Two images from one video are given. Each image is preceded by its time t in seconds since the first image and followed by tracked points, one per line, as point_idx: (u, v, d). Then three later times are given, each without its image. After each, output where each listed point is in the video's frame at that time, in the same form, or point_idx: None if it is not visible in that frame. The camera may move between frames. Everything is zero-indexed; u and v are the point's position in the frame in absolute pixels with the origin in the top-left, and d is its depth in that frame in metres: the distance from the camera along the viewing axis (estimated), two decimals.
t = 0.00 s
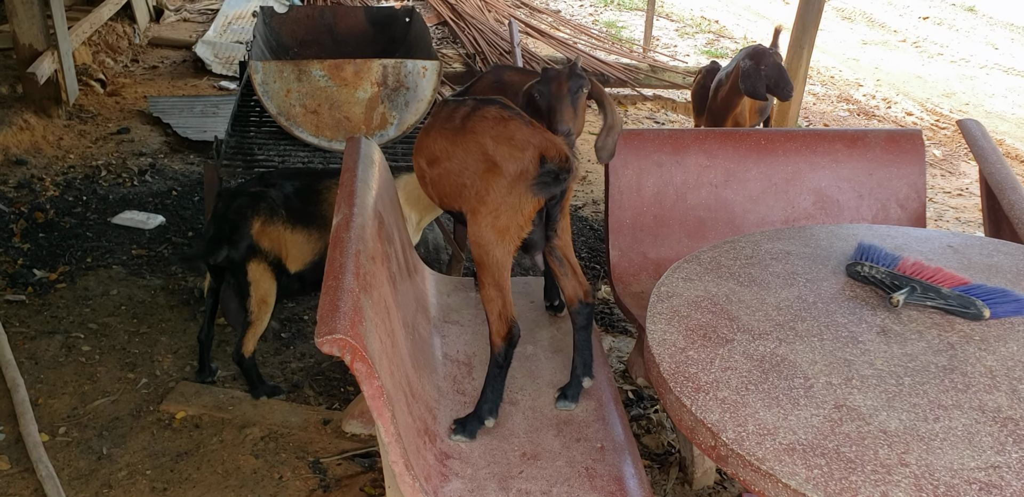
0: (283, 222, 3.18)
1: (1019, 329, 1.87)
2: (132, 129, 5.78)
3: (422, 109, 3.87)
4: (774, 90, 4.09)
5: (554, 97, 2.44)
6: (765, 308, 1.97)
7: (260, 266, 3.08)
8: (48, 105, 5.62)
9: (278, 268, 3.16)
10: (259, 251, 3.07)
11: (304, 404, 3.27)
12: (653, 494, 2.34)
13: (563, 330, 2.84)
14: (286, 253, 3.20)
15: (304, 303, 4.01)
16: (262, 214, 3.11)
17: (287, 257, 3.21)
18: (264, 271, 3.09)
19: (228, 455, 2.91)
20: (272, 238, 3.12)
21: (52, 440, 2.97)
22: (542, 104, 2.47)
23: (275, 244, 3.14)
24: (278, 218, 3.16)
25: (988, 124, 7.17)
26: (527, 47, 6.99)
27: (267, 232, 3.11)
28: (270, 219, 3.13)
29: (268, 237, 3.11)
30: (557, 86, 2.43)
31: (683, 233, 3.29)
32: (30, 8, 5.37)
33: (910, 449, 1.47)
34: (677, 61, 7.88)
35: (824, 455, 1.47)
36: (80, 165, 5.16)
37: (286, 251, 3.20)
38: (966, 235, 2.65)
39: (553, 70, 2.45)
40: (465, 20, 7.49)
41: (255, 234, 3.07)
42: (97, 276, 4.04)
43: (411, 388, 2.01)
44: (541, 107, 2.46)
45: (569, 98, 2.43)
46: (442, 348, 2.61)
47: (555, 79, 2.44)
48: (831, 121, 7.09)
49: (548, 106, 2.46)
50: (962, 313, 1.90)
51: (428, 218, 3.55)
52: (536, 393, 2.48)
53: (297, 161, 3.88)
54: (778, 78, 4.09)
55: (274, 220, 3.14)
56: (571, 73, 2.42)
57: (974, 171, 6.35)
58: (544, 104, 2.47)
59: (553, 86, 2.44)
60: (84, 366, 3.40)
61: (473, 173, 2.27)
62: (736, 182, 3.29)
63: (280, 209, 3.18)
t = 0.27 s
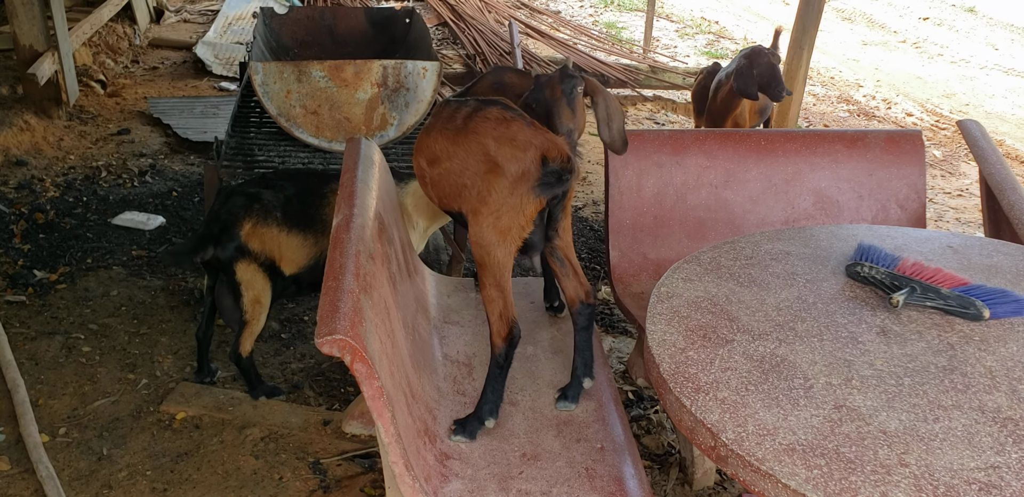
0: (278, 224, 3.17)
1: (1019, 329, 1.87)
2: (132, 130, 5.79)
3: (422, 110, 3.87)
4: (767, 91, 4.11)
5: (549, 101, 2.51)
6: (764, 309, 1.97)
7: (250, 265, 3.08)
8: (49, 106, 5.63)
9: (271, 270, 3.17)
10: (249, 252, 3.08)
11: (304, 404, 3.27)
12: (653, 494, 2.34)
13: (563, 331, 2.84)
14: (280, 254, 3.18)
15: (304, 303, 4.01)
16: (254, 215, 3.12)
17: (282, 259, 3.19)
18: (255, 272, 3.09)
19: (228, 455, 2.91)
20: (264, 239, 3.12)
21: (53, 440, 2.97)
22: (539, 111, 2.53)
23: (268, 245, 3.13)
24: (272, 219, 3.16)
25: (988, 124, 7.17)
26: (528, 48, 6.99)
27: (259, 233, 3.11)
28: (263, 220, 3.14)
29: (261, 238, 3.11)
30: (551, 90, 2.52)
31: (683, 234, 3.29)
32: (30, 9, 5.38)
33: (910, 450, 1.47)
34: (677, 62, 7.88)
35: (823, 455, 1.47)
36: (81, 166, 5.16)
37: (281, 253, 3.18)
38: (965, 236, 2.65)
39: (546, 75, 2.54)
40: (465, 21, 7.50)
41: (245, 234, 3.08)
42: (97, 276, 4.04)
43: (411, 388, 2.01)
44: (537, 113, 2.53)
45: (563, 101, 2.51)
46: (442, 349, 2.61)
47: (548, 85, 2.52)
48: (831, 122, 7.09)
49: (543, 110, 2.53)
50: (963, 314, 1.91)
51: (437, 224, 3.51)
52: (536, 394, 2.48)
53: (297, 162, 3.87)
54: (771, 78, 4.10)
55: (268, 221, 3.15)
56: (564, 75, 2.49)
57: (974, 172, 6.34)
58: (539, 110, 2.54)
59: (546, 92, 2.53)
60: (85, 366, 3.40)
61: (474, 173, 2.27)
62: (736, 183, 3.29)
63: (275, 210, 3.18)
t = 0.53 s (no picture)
0: (278, 228, 3.16)
1: (1019, 330, 1.87)
2: (133, 131, 5.79)
3: (422, 111, 3.87)
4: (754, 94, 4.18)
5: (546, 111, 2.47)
6: (764, 309, 1.97)
7: (248, 268, 3.09)
8: (49, 108, 5.63)
9: (271, 274, 3.17)
10: (247, 254, 3.07)
11: (304, 405, 3.27)
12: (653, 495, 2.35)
13: (563, 332, 2.84)
14: (281, 257, 3.18)
15: (305, 304, 4.02)
16: (255, 218, 3.11)
17: (282, 262, 3.19)
18: (254, 274, 3.10)
19: (228, 456, 2.92)
20: (264, 242, 3.12)
21: (53, 441, 2.98)
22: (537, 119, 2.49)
23: (268, 248, 3.13)
24: (272, 222, 3.14)
25: (988, 125, 7.18)
26: (528, 48, 7.00)
27: (259, 236, 3.10)
28: (264, 223, 3.13)
29: (261, 241, 3.11)
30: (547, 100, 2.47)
31: (683, 234, 3.29)
32: (31, 11, 5.38)
33: (910, 450, 1.48)
34: (678, 63, 7.89)
35: (823, 456, 1.47)
36: (81, 168, 5.17)
37: (281, 256, 3.18)
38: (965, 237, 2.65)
39: (540, 87, 2.49)
40: (465, 22, 7.50)
41: (244, 237, 3.07)
42: (98, 277, 4.05)
43: (411, 389, 2.01)
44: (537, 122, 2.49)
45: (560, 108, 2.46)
46: (442, 349, 2.61)
47: (543, 95, 2.48)
48: (831, 123, 7.10)
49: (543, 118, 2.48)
50: (962, 314, 1.91)
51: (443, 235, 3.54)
52: (536, 395, 2.49)
53: (296, 163, 3.84)
54: (756, 81, 4.18)
55: (268, 223, 3.13)
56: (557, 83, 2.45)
57: (974, 173, 6.35)
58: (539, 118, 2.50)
59: (544, 103, 2.48)
60: (85, 367, 3.40)
61: (476, 175, 2.27)
62: (736, 183, 3.29)
63: (276, 214, 3.17)
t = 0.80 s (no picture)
0: (285, 231, 3.15)
1: (1018, 330, 1.87)
2: (133, 132, 5.80)
3: (422, 112, 3.87)
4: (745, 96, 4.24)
5: (549, 114, 2.48)
6: (764, 309, 1.97)
7: (254, 269, 3.09)
8: (50, 108, 5.63)
9: (276, 275, 3.17)
10: (252, 256, 3.07)
11: (304, 405, 3.28)
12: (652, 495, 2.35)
13: (563, 332, 2.84)
14: (287, 259, 3.17)
15: (305, 304, 4.02)
16: (262, 219, 3.10)
17: (287, 263, 3.18)
18: (259, 276, 3.11)
19: (228, 456, 2.92)
20: (271, 244, 3.11)
21: (53, 442, 2.98)
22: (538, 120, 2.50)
23: (274, 250, 3.13)
24: (280, 225, 3.14)
25: (988, 125, 7.18)
26: (528, 49, 7.00)
27: (265, 238, 3.10)
28: (271, 225, 3.12)
29: (267, 243, 3.10)
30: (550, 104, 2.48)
31: (683, 234, 3.29)
32: (31, 11, 5.38)
33: (909, 450, 1.48)
34: (678, 63, 7.89)
35: (822, 456, 1.47)
36: (81, 168, 5.17)
37: (288, 258, 3.17)
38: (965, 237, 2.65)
39: (543, 90, 2.50)
40: (465, 23, 7.51)
41: (249, 239, 3.06)
42: (98, 278, 4.05)
43: (410, 389, 2.01)
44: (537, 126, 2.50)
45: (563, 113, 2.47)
46: (442, 349, 2.61)
47: (546, 99, 2.49)
48: (831, 123, 7.10)
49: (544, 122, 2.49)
50: (962, 314, 1.91)
51: (454, 244, 3.52)
52: (536, 395, 2.49)
53: (297, 163, 3.89)
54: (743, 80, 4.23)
55: (275, 225, 3.13)
56: (561, 87, 2.46)
57: (974, 173, 6.35)
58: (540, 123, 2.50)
59: (545, 106, 2.49)
60: (85, 368, 3.41)
61: (476, 175, 2.27)
62: (736, 183, 3.29)
63: (283, 217, 3.16)
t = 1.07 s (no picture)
0: (284, 232, 3.15)
1: (1017, 330, 1.88)
2: (133, 132, 5.80)
3: (422, 112, 3.88)
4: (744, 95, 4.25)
5: (561, 114, 2.48)
6: (763, 309, 1.97)
7: (253, 269, 3.10)
8: (50, 109, 5.64)
9: (276, 274, 3.17)
10: (249, 257, 3.08)
11: (304, 406, 3.28)
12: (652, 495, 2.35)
13: (562, 332, 2.85)
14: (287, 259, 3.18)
15: (305, 305, 4.02)
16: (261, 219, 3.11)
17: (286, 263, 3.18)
18: (258, 274, 3.11)
19: (228, 457, 2.92)
20: (269, 245, 3.11)
21: (53, 442, 2.98)
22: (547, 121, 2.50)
23: (273, 251, 3.13)
24: (279, 226, 3.14)
25: (988, 125, 7.18)
26: (528, 49, 7.00)
27: (264, 238, 3.10)
28: (270, 226, 3.12)
29: (266, 244, 3.11)
30: (562, 103, 2.48)
31: (683, 235, 3.29)
32: (31, 12, 5.38)
33: (907, 450, 1.48)
34: (678, 64, 7.89)
35: (821, 456, 1.47)
36: (82, 169, 5.17)
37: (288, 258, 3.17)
38: (964, 237, 2.65)
39: (554, 87, 2.51)
40: (465, 23, 7.51)
41: (248, 238, 3.07)
42: (98, 278, 4.05)
43: (410, 389, 2.02)
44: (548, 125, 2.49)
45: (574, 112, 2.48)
46: (441, 349, 2.62)
47: (558, 97, 2.49)
48: (830, 123, 7.10)
49: (554, 123, 2.49)
50: (961, 314, 1.91)
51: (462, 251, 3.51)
52: (535, 395, 2.49)
53: (296, 164, 3.91)
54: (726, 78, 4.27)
55: (274, 226, 3.13)
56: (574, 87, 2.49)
57: (974, 173, 6.35)
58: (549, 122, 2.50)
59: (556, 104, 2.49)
60: (85, 368, 3.41)
61: (473, 175, 2.27)
62: (735, 184, 3.30)
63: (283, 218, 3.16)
